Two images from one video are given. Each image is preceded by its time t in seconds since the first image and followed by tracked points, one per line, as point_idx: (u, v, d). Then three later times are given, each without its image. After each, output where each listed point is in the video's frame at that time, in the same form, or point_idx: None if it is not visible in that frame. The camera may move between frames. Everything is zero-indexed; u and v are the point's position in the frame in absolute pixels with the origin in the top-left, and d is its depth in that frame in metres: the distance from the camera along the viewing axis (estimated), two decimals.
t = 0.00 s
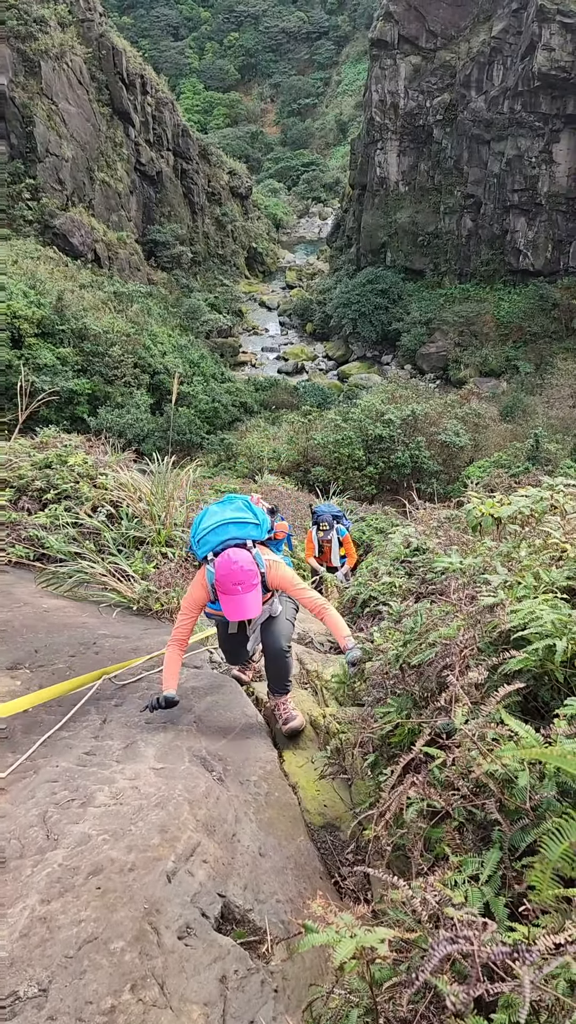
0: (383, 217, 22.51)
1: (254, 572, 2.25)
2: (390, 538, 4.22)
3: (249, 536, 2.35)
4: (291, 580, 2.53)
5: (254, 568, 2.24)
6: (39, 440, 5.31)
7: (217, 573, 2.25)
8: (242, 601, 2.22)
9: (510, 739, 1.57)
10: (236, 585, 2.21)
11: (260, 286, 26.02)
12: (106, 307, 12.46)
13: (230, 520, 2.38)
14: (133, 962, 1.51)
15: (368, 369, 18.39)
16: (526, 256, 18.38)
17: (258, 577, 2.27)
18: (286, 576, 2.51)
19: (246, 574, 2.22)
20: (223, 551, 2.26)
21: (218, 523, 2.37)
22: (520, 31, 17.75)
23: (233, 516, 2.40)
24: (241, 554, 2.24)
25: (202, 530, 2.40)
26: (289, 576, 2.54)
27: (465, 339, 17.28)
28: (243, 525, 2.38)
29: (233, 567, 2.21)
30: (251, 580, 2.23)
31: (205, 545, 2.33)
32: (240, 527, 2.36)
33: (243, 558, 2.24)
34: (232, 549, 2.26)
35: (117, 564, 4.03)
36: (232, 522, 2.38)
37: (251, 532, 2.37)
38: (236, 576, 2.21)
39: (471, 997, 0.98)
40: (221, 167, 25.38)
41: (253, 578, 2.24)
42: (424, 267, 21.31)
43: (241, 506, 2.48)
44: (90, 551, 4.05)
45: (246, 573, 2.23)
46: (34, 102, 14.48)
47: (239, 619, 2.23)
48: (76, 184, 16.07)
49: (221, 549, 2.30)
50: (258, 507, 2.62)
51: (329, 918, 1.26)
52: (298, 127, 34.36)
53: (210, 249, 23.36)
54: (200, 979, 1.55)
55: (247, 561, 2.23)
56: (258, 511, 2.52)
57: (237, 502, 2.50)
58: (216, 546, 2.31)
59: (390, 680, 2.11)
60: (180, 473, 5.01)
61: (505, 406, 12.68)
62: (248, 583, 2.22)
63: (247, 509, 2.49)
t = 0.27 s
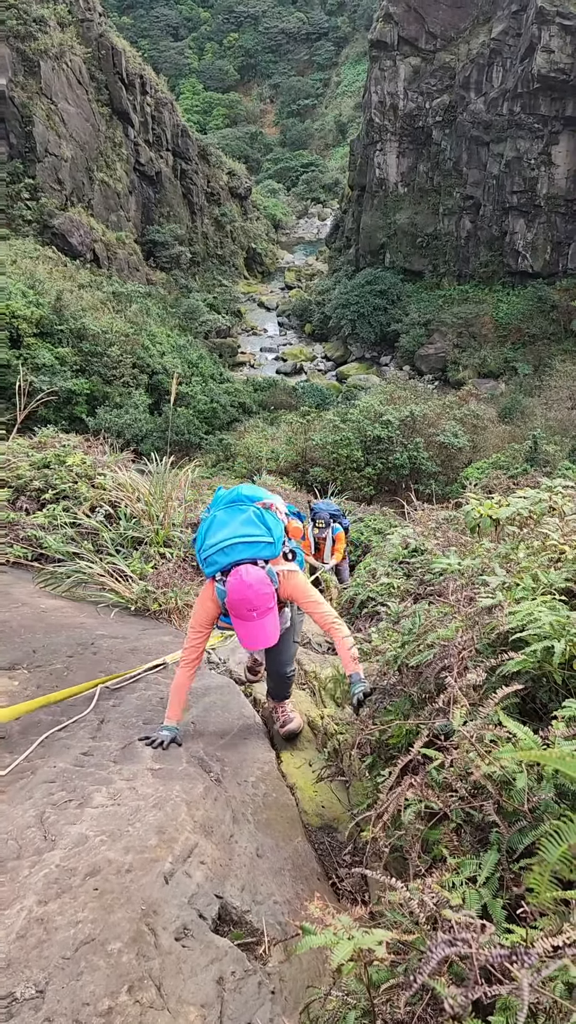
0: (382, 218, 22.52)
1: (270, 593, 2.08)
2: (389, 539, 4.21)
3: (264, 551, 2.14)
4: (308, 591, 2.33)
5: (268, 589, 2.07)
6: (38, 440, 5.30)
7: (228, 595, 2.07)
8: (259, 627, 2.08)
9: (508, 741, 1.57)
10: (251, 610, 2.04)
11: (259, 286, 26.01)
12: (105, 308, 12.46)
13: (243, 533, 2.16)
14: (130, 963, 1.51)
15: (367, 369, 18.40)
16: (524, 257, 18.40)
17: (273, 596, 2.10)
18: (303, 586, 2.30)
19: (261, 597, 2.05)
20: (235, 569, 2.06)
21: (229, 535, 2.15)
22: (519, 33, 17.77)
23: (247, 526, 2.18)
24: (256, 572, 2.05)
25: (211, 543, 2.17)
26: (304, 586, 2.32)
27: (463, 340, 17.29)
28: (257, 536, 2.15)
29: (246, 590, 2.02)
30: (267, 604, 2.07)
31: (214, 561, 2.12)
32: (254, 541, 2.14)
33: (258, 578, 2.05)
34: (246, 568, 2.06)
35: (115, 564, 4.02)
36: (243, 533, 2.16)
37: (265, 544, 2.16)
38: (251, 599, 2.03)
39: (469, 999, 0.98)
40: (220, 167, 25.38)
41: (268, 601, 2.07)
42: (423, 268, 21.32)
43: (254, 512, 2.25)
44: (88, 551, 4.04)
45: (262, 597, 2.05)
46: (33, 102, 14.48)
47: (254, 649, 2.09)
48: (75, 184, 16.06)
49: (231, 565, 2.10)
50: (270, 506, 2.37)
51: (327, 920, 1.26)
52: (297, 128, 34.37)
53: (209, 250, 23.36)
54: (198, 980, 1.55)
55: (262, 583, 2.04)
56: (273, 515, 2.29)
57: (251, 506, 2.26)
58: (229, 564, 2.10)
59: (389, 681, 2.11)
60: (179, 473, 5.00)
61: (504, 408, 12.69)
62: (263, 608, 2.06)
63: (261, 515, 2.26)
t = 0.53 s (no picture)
0: (381, 219, 22.53)
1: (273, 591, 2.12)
2: (387, 540, 4.22)
3: (272, 548, 2.15)
4: (320, 584, 2.33)
5: (273, 588, 2.11)
6: (37, 440, 5.30)
7: (231, 591, 2.11)
8: (260, 624, 2.13)
9: (508, 742, 1.58)
10: (252, 608, 2.10)
11: (258, 287, 26.01)
12: (104, 308, 12.46)
13: (251, 530, 2.15)
14: (129, 965, 1.50)
15: (366, 371, 18.41)
16: (524, 259, 18.43)
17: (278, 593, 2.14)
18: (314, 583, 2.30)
19: (265, 596, 2.09)
20: (240, 567, 2.09)
21: (238, 533, 2.15)
22: (519, 35, 17.80)
23: (256, 523, 2.16)
24: (260, 571, 2.09)
25: (220, 538, 2.19)
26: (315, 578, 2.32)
27: (462, 342, 17.31)
28: (268, 536, 2.16)
29: (250, 589, 2.07)
30: (269, 602, 2.11)
31: (225, 559, 2.15)
32: (263, 539, 2.15)
33: (261, 578, 2.08)
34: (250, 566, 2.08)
35: (114, 565, 4.02)
36: (254, 529, 2.15)
37: (273, 542, 2.16)
38: (255, 598, 2.08)
39: (472, 1002, 0.98)
40: (220, 168, 25.39)
41: (270, 600, 2.11)
42: (422, 269, 21.33)
43: (266, 506, 2.22)
44: (87, 551, 4.04)
45: (263, 596, 2.09)
46: (33, 102, 14.48)
47: (258, 647, 2.15)
48: (75, 184, 16.06)
49: (239, 563, 2.14)
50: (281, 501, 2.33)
51: (327, 922, 1.26)
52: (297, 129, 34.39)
53: (208, 250, 23.36)
54: (196, 981, 1.54)
55: (267, 583, 2.09)
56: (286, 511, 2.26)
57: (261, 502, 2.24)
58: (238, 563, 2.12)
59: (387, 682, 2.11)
60: (178, 474, 5.00)
61: (503, 409, 12.70)
62: (265, 607, 2.11)
63: (273, 510, 2.23)
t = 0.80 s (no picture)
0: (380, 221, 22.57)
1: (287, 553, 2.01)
2: (386, 541, 4.22)
3: (291, 509, 2.14)
4: (338, 567, 2.21)
5: (287, 549, 2.01)
6: (36, 441, 5.30)
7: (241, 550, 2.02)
8: (267, 589, 1.98)
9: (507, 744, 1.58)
10: (262, 568, 1.97)
11: (257, 289, 26.04)
12: (103, 310, 12.47)
13: (270, 493, 2.16)
14: (128, 967, 1.50)
15: (365, 372, 18.43)
16: (522, 261, 18.47)
17: (292, 561, 2.04)
18: (331, 561, 2.18)
19: (280, 554, 1.98)
20: (255, 527, 2.03)
21: (257, 494, 2.16)
22: (518, 38, 17.84)
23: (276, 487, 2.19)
24: (276, 530, 2.02)
25: (235, 503, 2.16)
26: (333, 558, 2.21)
27: (461, 344, 17.33)
28: (287, 498, 2.18)
29: (264, 544, 1.98)
30: (281, 566, 1.99)
31: (241, 520, 2.10)
32: (281, 501, 2.15)
33: (275, 535, 2.00)
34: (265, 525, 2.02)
35: (112, 566, 4.03)
36: (275, 492, 2.18)
37: (291, 506, 2.17)
38: (268, 556, 1.97)
39: (471, 1007, 0.98)
40: (219, 170, 25.42)
41: (282, 562, 1.99)
42: (421, 271, 21.36)
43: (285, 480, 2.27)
44: (85, 553, 4.04)
45: (275, 555, 1.98)
46: (32, 104, 14.49)
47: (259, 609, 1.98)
48: (74, 186, 16.07)
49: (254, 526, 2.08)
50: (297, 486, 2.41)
51: (326, 925, 1.26)
52: (296, 131, 34.44)
53: (208, 252, 23.39)
54: (195, 984, 1.54)
55: (281, 540, 2.00)
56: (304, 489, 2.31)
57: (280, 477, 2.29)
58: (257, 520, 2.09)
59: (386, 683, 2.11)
60: (177, 475, 5.00)
61: (501, 411, 12.72)
62: (276, 568, 1.98)
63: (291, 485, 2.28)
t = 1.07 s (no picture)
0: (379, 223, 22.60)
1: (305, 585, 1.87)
2: (386, 543, 4.21)
3: (302, 540, 2.00)
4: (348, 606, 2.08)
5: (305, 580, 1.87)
6: (35, 443, 5.31)
7: (255, 579, 1.87)
8: (282, 621, 1.84)
9: (505, 746, 1.58)
10: (278, 596, 1.83)
11: (256, 291, 26.08)
12: (102, 312, 12.49)
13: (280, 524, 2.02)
14: (127, 970, 1.50)
15: (364, 374, 18.46)
16: (521, 262, 18.50)
17: (310, 593, 1.90)
18: (342, 598, 2.03)
19: (297, 585, 1.84)
20: (266, 557, 1.89)
21: (266, 524, 2.01)
22: (516, 40, 17.88)
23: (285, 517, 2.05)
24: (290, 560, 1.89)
25: (241, 535, 2.00)
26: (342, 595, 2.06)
27: (460, 345, 17.37)
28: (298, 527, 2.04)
29: (281, 574, 1.84)
30: (299, 598, 1.85)
31: (252, 552, 1.93)
32: (293, 531, 2.02)
33: (292, 565, 1.87)
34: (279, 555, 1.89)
35: (112, 569, 4.02)
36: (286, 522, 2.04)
37: (302, 536, 2.02)
38: (286, 586, 1.83)
39: (466, 1008, 0.98)
40: (218, 172, 25.47)
41: (300, 594, 1.86)
42: (420, 273, 21.39)
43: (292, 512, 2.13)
44: (85, 556, 4.05)
45: (293, 586, 1.84)
46: (31, 107, 14.51)
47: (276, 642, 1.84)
48: (73, 188, 16.11)
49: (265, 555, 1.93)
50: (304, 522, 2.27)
51: (324, 926, 1.27)
52: (295, 133, 34.50)
53: (207, 254, 23.43)
54: (194, 986, 1.54)
55: (299, 570, 1.86)
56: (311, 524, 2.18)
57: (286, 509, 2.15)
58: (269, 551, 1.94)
59: (385, 686, 2.12)
60: (176, 477, 4.99)
61: (501, 412, 12.74)
62: (294, 599, 1.84)
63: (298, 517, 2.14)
